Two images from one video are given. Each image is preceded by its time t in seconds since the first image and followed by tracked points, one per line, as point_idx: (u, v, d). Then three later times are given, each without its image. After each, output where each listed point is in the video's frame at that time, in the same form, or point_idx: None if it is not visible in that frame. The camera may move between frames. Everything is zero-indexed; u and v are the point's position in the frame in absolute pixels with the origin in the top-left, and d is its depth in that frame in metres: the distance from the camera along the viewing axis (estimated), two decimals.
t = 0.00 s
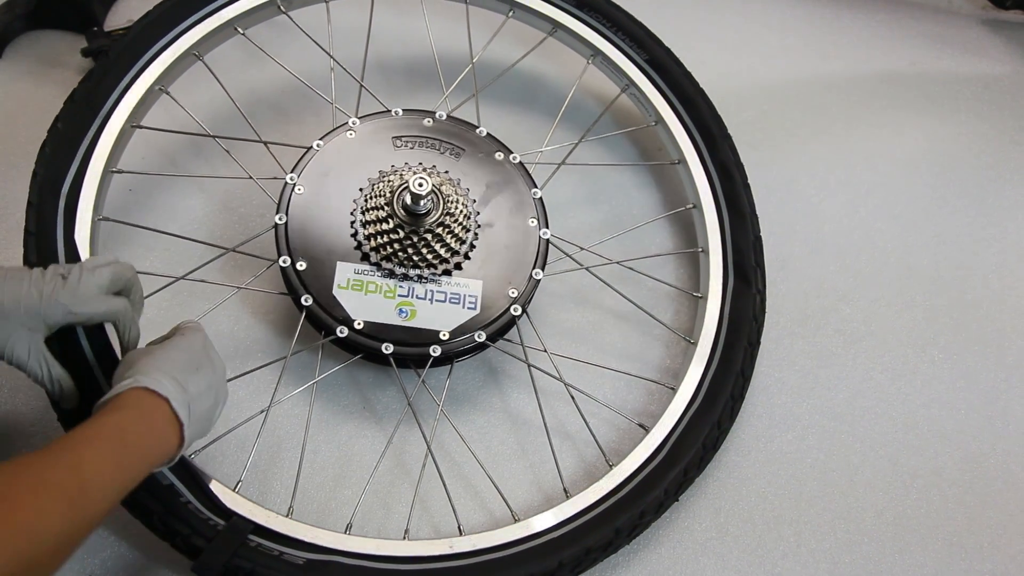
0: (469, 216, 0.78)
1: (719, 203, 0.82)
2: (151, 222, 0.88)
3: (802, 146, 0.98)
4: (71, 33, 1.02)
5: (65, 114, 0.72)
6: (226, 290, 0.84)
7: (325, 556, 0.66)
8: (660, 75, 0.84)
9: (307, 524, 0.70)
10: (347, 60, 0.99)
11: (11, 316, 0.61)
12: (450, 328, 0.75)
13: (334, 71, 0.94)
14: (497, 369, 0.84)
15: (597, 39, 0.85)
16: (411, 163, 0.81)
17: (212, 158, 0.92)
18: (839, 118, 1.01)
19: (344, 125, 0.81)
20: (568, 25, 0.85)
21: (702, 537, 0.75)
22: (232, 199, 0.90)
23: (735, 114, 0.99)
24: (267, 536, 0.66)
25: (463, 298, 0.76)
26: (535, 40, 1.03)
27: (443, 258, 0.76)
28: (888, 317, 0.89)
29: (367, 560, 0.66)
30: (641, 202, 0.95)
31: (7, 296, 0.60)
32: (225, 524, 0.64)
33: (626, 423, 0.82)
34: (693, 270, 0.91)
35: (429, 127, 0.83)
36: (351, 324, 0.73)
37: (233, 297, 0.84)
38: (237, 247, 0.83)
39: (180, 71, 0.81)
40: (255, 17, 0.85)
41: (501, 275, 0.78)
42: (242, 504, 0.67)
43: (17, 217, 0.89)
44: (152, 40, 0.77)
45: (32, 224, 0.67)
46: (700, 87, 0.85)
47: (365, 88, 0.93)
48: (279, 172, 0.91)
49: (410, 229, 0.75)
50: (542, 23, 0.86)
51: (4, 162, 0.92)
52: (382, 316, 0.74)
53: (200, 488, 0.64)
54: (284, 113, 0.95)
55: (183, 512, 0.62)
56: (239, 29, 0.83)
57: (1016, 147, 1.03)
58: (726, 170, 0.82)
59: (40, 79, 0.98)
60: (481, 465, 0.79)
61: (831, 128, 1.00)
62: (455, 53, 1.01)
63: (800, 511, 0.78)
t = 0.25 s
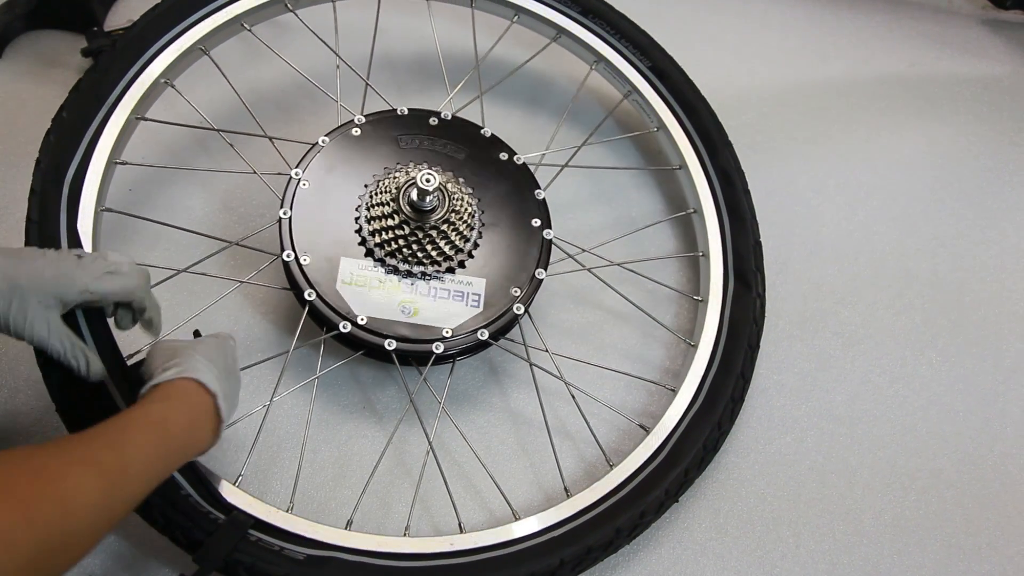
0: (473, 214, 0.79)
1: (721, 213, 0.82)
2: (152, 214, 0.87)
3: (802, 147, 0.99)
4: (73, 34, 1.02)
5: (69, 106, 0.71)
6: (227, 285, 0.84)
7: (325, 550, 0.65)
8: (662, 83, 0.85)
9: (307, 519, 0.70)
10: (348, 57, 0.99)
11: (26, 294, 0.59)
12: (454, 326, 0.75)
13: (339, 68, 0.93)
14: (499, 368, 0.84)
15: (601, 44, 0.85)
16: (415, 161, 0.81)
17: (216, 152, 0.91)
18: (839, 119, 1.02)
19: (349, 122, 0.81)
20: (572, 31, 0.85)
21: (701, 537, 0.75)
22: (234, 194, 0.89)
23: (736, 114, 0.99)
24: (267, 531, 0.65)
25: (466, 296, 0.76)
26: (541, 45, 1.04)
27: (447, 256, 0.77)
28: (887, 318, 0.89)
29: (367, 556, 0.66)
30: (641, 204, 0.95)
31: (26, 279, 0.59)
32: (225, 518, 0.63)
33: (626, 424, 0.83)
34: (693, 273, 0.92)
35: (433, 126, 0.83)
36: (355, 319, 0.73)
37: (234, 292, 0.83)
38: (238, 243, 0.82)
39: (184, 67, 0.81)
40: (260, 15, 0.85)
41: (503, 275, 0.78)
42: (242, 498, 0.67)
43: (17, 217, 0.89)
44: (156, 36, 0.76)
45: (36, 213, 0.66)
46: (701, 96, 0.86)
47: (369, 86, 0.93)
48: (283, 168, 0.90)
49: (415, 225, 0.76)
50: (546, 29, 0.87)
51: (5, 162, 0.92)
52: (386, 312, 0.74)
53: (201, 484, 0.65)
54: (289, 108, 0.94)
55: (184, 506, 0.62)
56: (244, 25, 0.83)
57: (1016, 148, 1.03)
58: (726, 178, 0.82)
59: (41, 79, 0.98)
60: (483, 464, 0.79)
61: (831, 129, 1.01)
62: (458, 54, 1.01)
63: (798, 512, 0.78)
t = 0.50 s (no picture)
0: (470, 216, 0.78)
1: (720, 208, 0.82)
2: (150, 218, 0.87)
3: (802, 146, 0.99)
4: (72, 34, 1.02)
5: (66, 108, 0.70)
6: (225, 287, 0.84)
7: (326, 553, 0.65)
8: (661, 78, 0.85)
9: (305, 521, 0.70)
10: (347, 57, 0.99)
11: None
12: (452, 328, 0.75)
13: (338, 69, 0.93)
14: (499, 369, 0.84)
15: (599, 41, 0.85)
16: (413, 162, 0.81)
17: (213, 155, 0.91)
18: (839, 119, 1.01)
19: (346, 124, 0.81)
20: (569, 28, 0.85)
21: (701, 537, 0.75)
22: (229, 195, 0.89)
23: (736, 114, 0.99)
24: (266, 534, 0.65)
25: (464, 298, 0.76)
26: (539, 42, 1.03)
27: (444, 258, 0.76)
28: (887, 318, 0.89)
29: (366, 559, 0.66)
30: (641, 205, 0.95)
31: None
32: (225, 522, 0.63)
33: (626, 424, 0.82)
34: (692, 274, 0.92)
35: (431, 126, 0.82)
36: (353, 322, 0.73)
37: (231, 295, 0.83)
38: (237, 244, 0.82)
39: (182, 68, 0.81)
40: (260, 16, 0.85)
41: (501, 277, 0.78)
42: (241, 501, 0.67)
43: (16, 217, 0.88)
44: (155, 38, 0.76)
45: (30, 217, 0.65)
46: (701, 91, 0.85)
47: (368, 88, 0.93)
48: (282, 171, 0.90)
49: (412, 228, 0.75)
50: (543, 25, 0.87)
51: (5, 162, 0.91)
52: (384, 315, 0.74)
53: (201, 486, 0.64)
54: (287, 110, 0.94)
55: (184, 510, 0.61)
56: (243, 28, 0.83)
57: (1016, 147, 1.03)
58: (726, 173, 0.82)
59: (40, 79, 0.98)
60: (482, 465, 0.79)
61: (831, 129, 1.01)
62: (456, 53, 1.01)
63: (799, 512, 0.78)
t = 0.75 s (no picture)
0: (480, 211, 0.79)
1: (721, 220, 0.83)
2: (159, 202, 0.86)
3: (801, 147, 0.99)
4: (73, 33, 1.02)
5: (76, 91, 0.70)
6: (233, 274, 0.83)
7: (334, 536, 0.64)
8: (662, 93, 0.87)
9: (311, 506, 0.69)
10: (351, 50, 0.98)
11: None
12: (462, 317, 0.75)
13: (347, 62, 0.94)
14: (504, 363, 0.84)
15: (603, 55, 0.87)
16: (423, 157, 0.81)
17: (223, 145, 0.90)
18: (839, 120, 1.02)
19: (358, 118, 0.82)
20: (574, 40, 0.87)
21: (700, 536, 0.75)
22: (241, 186, 0.88)
23: (738, 112, 1.00)
24: (272, 515, 0.63)
25: (473, 288, 0.77)
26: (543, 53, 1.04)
27: (455, 250, 0.77)
28: (885, 318, 0.90)
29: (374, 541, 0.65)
30: (642, 207, 0.96)
31: None
32: (230, 499, 0.60)
33: (626, 423, 0.83)
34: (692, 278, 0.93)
35: (441, 124, 0.84)
36: (363, 308, 0.73)
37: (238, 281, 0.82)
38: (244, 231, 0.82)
39: (193, 59, 0.82)
40: (269, 12, 0.86)
41: (509, 272, 0.79)
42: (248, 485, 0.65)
43: (18, 214, 0.88)
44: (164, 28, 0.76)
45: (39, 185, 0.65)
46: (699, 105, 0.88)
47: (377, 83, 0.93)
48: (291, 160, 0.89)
49: (425, 218, 0.76)
50: (549, 39, 0.88)
51: (6, 158, 0.91)
52: (395, 301, 0.74)
53: (205, 464, 0.62)
54: (296, 104, 0.94)
55: (188, 488, 0.59)
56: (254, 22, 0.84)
57: (1014, 148, 1.04)
58: (725, 183, 0.83)
59: (42, 76, 0.98)
60: (490, 459, 0.79)
61: (830, 130, 1.01)
62: (461, 53, 1.01)
63: (797, 513, 0.78)
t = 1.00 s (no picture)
0: (476, 213, 0.79)
1: (720, 216, 0.83)
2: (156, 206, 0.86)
3: (802, 147, 0.99)
4: (72, 33, 1.02)
5: (73, 94, 0.70)
6: (229, 278, 0.83)
7: (330, 541, 0.64)
8: (661, 88, 0.87)
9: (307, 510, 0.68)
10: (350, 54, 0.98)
11: None
12: (458, 320, 0.75)
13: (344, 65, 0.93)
14: (501, 366, 0.84)
15: (602, 51, 0.87)
16: (420, 158, 0.81)
17: (218, 148, 0.90)
18: (838, 121, 1.02)
19: (354, 119, 0.81)
20: (573, 37, 0.86)
21: (701, 536, 0.75)
22: (237, 188, 0.88)
23: (738, 113, 1.00)
24: (267, 519, 0.63)
25: (469, 291, 0.76)
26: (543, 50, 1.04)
27: (451, 252, 0.77)
28: (886, 318, 0.90)
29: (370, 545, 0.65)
30: (641, 206, 0.95)
31: None
32: (226, 508, 0.61)
33: (626, 423, 0.83)
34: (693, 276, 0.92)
35: (438, 124, 0.83)
36: (359, 312, 0.73)
37: (235, 285, 0.82)
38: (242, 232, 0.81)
39: (190, 61, 0.81)
40: (267, 14, 0.86)
41: (506, 273, 0.78)
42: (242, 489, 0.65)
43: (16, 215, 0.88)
44: (161, 29, 0.76)
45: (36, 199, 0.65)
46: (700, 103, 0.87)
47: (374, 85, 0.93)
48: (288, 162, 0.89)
49: (420, 220, 0.76)
50: (547, 35, 0.88)
51: (3, 158, 0.91)
52: (390, 305, 0.74)
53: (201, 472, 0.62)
54: (292, 107, 0.94)
55: (184, 496, 0.59)
56: (251, 24, 0.84)
57: (1015, 148, 1.03)
58: (726, 180, 0.83)
59: (40, 77, 0.97)
60: (487, 462, 0.79)
61: (831, 130, 1.01)
62: (459, 54, 1.01)
63: (798, 513, 0.78)
